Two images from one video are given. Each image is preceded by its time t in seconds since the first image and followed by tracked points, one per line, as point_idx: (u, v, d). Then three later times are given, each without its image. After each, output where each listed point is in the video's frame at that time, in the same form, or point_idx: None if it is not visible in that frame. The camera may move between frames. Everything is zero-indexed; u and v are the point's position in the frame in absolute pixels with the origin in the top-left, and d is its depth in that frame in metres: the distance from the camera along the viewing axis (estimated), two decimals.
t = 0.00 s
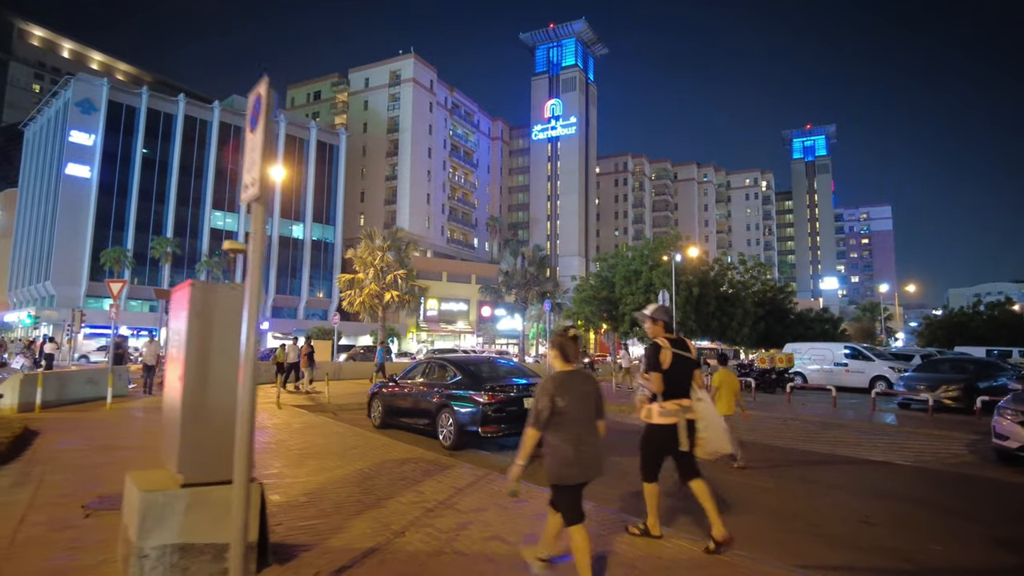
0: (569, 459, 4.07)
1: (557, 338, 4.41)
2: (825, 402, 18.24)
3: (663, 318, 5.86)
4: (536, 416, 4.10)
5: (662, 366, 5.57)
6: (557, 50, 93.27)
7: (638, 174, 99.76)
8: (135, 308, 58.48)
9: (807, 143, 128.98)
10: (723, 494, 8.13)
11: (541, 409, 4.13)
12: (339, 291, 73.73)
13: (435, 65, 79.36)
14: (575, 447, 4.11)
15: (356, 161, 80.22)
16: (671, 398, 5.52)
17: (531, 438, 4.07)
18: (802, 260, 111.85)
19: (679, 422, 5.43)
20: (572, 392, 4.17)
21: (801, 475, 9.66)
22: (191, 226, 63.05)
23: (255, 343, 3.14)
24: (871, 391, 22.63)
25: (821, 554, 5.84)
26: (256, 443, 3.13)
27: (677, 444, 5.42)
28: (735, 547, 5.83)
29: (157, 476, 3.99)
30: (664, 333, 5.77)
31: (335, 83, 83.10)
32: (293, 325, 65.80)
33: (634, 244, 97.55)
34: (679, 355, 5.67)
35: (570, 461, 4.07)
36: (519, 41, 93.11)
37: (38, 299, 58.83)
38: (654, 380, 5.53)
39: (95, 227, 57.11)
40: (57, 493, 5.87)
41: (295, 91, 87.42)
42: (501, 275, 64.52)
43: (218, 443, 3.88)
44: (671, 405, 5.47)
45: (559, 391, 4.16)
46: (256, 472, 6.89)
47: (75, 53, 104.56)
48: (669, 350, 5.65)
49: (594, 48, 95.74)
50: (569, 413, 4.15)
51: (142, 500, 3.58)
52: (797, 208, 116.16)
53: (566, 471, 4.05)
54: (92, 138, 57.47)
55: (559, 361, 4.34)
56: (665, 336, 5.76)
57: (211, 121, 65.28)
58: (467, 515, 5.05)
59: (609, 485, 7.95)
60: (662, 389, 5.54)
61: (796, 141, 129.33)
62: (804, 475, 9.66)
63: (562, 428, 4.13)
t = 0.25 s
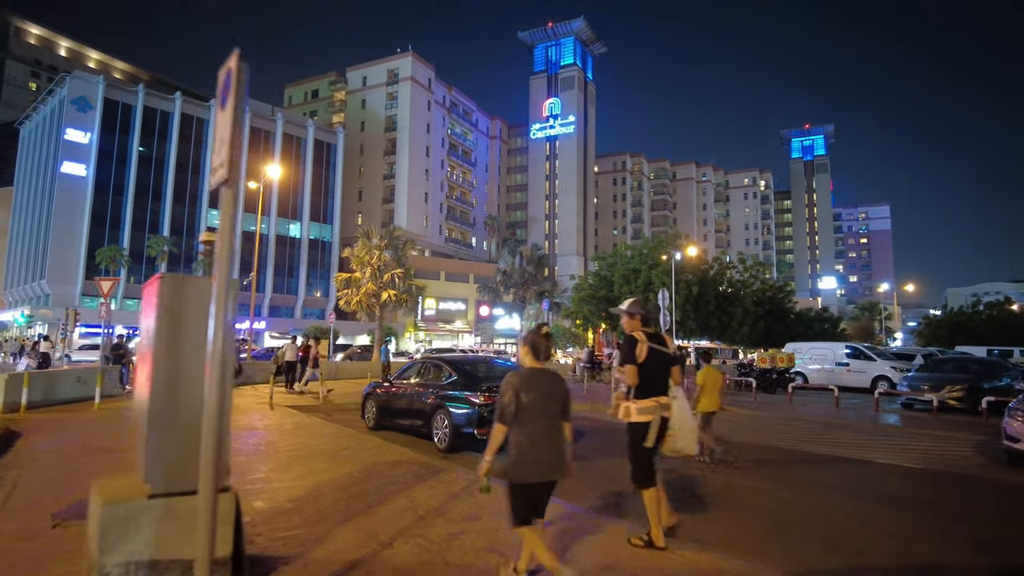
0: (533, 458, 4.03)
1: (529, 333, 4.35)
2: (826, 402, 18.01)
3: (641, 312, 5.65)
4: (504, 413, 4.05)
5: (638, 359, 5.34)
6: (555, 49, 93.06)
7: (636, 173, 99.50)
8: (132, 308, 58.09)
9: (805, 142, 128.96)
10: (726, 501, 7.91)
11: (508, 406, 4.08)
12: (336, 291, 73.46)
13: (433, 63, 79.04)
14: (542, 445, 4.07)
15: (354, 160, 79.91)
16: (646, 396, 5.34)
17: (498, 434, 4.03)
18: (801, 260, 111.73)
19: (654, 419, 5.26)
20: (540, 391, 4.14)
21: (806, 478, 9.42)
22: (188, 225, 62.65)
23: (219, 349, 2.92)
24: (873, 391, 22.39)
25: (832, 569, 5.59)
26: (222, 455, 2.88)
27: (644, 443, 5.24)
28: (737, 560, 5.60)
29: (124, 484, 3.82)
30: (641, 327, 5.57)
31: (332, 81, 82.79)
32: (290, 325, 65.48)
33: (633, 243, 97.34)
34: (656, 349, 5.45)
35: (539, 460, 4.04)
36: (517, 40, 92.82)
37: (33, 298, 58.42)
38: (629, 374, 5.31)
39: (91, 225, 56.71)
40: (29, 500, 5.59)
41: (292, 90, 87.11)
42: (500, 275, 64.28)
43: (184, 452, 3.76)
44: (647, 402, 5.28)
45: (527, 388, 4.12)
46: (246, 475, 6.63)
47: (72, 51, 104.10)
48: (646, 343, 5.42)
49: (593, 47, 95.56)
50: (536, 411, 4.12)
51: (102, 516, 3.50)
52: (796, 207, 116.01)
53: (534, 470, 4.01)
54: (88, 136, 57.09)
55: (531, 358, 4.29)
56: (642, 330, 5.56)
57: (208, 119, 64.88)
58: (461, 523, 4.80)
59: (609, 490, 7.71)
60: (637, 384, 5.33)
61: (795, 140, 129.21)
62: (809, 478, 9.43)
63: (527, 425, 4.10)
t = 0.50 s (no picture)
0: (510, 462, 3.94)
1: (509, 336, 4.32)
2: (831, 403, 17.75)
3: (621, 316, 5.59)
4: (482, 413, 3.97)
5: (622, 364, 5.26)
6: (554, 48, 92.83)
7: (636, 173, 99.21)
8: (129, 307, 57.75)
9: (805, 142, 128.82)
10: (733, 508, 7.61)
11: (486, 405, 4.01)
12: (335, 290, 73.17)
13: (432, 62, 78.84)
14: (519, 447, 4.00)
15: (352, 159, 79.62)
16: (630, 403, 5.26)
17: (478, 436, 3.96)
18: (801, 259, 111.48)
19: (639, 425, 5.21)
20: (517, 393, 4.08)
21: (815, 483, 9.10)
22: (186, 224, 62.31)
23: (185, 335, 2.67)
24: (877, 392, 22.16)
25: None
26: (193, 455, 2.66)
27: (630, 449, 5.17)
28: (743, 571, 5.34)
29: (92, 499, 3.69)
30: (623, 332, 5.48)
31: (331, 80, 82.52)
32: (289, 324, 65.24)
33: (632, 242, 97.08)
34: (638, 353, 5.38)
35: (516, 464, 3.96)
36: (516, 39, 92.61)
37: (30, 297, 58.09)
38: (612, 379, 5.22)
39: (88, 224, 56.38)
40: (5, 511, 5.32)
41: (291, 89, 86.82)
42: (499, 274, 64.00)
43: (152, 459, 3.71)
44: (631, 409, 5.22)
45: (504, 389, 4.07)
46: (238, 482, 6.33)
47: (70, 50, 103.84)
48: (629, 348, 5.33)
49: (592, 46, 95.34)
50: (515, 415, 4.02)
51: (65, 533, 3.39)
52: (796, 207, 115.81)
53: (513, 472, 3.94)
54: (86, 135, 56.79)
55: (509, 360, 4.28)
56: (624, 334, 5.47)
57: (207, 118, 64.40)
58: (456, 536, 4.55)
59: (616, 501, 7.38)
60: (621, 389, 5.26)
61: (795, 140, 129.08)
62: (819, 483, 9.10)
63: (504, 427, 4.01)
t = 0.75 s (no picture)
0: (488, 465, 3.80)
1: (481, 333, 4.11)
2: (836, 405, 17.52)
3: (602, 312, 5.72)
4: (454, 418, 3.82)
5: (607, 358, 5.35)
6: (556, 47, 92.58)
7: (637, 172, 98.92)
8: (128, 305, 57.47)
9: (807, 142, 128.56)
10: (744, 512, 7.32)
11: (457, 411, 3.85)
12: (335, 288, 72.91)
13: (433, 61, 78.59)
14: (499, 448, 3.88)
15: (353, 158, 79.34)
16: (614, 397, 5.33)
17: (451, 445, 3.81)
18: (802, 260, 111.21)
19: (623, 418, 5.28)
20: (491, 394, 3.91)
21: (826, 486, 8.82)
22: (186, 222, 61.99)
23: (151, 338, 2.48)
24: (882, 393, 21.93)
25: None
26: (164, 458, 2.51)
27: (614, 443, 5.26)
28: None
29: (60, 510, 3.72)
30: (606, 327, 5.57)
31: (332, 78, 82.22)
32: (288, 323, 64.98)
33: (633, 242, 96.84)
34: (620, 348, 5.48)
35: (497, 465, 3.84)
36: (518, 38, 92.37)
37: (28, 295, 57.78)
38: (596, 373, 5.27)
39: (87, 221, 56.06)
40: None
41: (292, 87, 86.51)
42: (500, 273, 63.72)
43: (124, 464, 3.64)
44: (614, 402, 5.29)
45: (472, 392, 3.87)
46: (235, 486, 6.03)
47: (71, 47, 103.53)
48: (613, 343, 5.44)
49: (593, 45, 95.06)
50: (491, 415, 3.88)
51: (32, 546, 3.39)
52: (797, 207, 115.52)
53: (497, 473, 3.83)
54: (85, 132, 56.49)
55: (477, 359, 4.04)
56: (608, 330, 5.55)
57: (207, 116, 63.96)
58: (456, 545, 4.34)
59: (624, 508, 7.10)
60: (606, 383, 5.31)
61: (796, 140, 128.84)
62: (829, 486, 8.82)
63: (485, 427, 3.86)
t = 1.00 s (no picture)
0: (457, 467, 3.74)
1: (455, 330, 4.05)
2: (841, 407, 17.26)
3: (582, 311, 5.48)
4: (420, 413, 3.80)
5: (584, 361, 5.09)
6: (557, 46, 92.31)
7: (638, 172, 98.68)
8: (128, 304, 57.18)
9: (808, 143, 128.36)
10: (751, 519, 7.03)
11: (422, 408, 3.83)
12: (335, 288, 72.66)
13: (433, 60, 78.31)
14: (470, 449, 3.80)
15: (353, 157, 79.06)
16: (590, 400, 5.14)
17: (413, 443, 3.80)
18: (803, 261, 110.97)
19: (599, 422, 5.11)
20: (459, 393, 3.85)
21: (836, 492, 8.52)
22: (185, 221, 61.67)
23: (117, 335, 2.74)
24: (886, 396, 21.66)
25: None
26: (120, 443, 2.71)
27: (592, 448, 5.11)
28: None
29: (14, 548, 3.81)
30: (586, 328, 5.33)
31: (332, 77, 81.95)
32: (288, 323, 64.77)
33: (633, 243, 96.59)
34: (602, 350, 5.25)
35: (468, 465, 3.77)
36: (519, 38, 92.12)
37: (26, 294, 57.47)
38: (573, 377, 5.06)
39: (86, 220, 55.73)
40: None
41: (292, 85, 86.23)
42: (500, 273, 63.45)
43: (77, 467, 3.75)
44: (592, 405, 5.10)
45: (443, 389, 3.84)
46: (227, 495, 5.75)
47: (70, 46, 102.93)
48: (593, 345, 5.21)
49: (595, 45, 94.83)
50: (459, 415, 3.82)
51: None
52: (798, 209, 115.24)
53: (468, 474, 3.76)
54: (84, 130, 56.24)
55: (449, 356, 3.99)
56: (588, 330, 5.32)
57: (207, 115, 63.58)
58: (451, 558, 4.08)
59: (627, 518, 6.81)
60: (583, 386, 5.10)
61: (797, 141, 128.65)
62: (837, 492, 8.56)
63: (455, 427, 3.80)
